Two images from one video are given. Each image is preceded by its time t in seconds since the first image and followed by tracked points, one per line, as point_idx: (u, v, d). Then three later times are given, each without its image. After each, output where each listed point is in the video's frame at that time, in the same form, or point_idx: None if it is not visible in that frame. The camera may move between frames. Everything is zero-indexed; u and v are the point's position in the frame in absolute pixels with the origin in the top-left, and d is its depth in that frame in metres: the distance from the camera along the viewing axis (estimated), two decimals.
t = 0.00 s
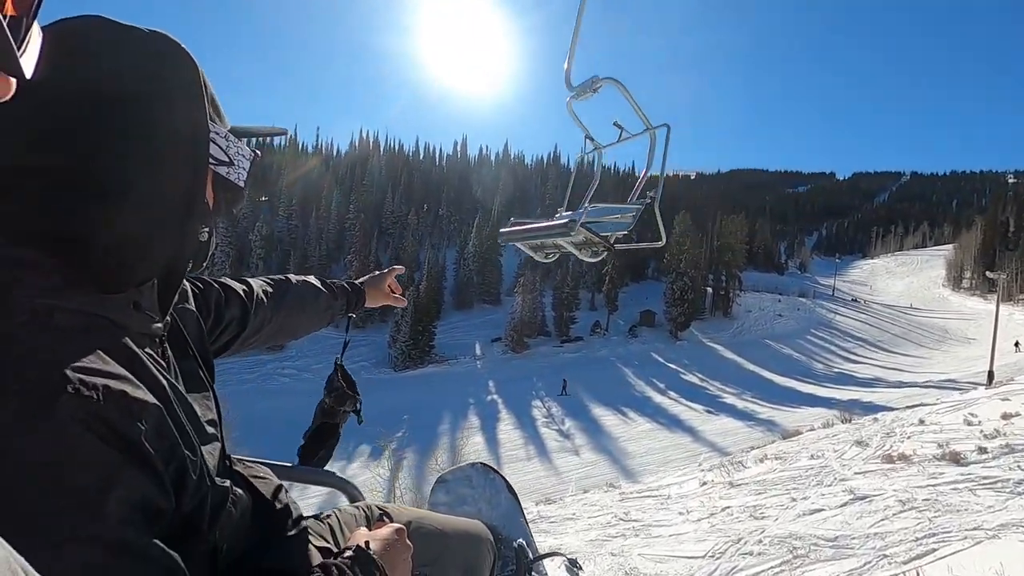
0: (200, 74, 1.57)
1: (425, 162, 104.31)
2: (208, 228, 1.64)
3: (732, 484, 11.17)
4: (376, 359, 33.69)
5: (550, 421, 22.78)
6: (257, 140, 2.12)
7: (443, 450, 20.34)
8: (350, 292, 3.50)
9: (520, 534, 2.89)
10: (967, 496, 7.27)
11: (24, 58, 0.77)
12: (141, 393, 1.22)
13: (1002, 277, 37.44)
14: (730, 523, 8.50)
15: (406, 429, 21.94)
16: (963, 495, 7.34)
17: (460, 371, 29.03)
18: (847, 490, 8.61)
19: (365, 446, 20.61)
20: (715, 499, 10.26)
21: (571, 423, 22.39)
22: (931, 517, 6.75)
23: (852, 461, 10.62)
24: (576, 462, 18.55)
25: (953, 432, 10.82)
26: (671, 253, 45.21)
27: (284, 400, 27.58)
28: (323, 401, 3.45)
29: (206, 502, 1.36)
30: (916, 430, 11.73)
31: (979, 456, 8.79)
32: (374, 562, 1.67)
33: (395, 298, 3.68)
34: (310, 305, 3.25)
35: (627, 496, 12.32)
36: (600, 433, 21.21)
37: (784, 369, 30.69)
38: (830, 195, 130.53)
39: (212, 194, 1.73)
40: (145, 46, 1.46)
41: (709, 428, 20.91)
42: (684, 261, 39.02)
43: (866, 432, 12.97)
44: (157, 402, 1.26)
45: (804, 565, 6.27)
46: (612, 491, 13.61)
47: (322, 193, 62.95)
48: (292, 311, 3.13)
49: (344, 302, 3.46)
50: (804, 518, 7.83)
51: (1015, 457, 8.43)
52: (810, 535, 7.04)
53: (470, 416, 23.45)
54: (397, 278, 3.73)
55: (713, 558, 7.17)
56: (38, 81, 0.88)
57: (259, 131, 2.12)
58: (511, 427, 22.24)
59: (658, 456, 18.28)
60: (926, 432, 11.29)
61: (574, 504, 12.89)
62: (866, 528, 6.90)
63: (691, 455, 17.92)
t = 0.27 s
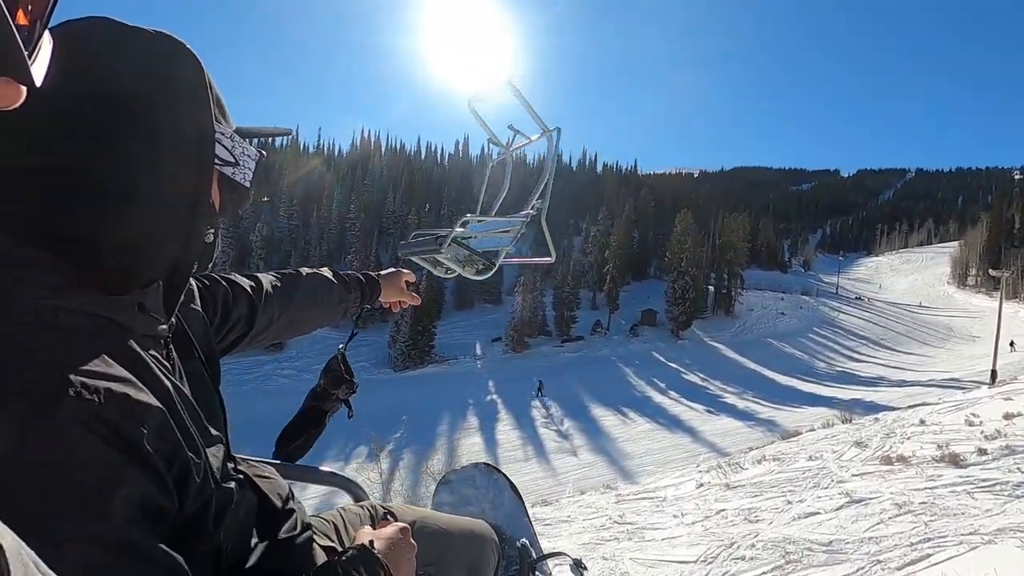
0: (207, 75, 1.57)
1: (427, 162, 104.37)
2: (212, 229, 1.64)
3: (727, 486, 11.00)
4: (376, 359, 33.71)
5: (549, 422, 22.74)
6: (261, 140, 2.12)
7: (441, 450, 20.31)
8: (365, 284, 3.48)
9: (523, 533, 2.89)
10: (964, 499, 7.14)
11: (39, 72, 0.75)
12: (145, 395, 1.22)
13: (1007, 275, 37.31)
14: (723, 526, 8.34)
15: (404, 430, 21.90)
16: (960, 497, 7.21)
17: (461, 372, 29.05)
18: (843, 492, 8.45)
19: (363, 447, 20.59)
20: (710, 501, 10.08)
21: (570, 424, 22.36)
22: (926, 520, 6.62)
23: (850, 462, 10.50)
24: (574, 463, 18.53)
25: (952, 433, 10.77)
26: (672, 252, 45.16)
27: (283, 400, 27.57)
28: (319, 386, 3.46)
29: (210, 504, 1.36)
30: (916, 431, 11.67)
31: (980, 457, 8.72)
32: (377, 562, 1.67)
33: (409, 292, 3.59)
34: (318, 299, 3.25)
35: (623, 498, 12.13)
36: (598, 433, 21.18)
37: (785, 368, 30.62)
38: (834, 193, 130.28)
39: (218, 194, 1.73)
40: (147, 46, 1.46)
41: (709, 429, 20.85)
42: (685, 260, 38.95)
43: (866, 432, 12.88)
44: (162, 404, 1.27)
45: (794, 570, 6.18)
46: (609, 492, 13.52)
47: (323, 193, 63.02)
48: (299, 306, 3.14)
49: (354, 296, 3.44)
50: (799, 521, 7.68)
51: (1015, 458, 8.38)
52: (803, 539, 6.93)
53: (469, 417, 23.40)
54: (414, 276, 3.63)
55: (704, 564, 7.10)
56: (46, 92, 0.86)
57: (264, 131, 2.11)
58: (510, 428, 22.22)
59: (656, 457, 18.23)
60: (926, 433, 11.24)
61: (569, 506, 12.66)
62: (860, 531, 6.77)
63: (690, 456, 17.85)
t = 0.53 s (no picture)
0: (214, 77, 1.58)
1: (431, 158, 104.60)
2: (221, 230, 1.65)
3: (727, 482, 10.83)
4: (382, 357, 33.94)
5: (552, 419, 22.78)
6: (267, 139, 2.13)
7: (444, 446, 20.41)
8: (373, 274, 3.49)
9: (535, 529, 2.89)
10: (969, 496, 7.13)
11: (54, 80, 0.75)
12: (156, 397, 1.23)
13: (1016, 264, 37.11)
14: (722, 523, 8.23)
15: (407, 428, 21.98)
16: (964, 494, 7.20)
17: (466, 368, 29.20)
18: (844, 490, 8.40)
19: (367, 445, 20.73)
20: (710, 499, 9.94)
21: (573, 419, 22.46)
22: (928, 518, 6.58)
23: (852, 458, 10.37)
24: (576, 460, 18.62)
25: (957, 426, 10.71)
26: (677, 245, 45.17)
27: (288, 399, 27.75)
28: (358, 384, 3.41)
29: (222, 504, 1.37)
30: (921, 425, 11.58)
31: (982, 453, 8.71)
32: (391, 560, 1.67)
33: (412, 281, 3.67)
34: (327, 293, 3.26)
35: (623, 495, 12.06)
36: (600, 429, 21.27)
37: (791, 360, 30.62)
38: (841, 183, 130.05)
39: (225, 195, 1.74)
40: (148, 46, 1.46)
41: (712, 423, 20.89)
42: (690, 253, 38.95)
43: (869, 426, 12.79)
44: (172, 405, 1.27)
45: (790, 569, 6.08)
46: (610, 489, 13.47)
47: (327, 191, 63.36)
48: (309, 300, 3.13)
49: (361, 287, 3.44)
50: (800, 518, 7.61)
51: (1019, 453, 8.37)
52: (803, 537, 6.86)
53: (472, 414, 23.46)
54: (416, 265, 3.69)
55: (699, 562, 6.87)
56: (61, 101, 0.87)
57: (268, 132, 2.12)
58: (512, 425, 22.30)
59: (659, 453, 18.28)
60: (931, 426, 11.18)
61: (569, 503, 12.71)
62: (861, 529, 6.73)
63: (693, 452, 17.82)
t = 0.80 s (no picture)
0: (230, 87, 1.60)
1: (437, 158, 104.86)
2: (235, 238, 1.66)
3: (728, 485, 10.34)
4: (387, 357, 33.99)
5: (555, 419, 22.73)
6: (277, 149, 2.15)
7: (446, 447, 20.35)
8: (378, 280, 3.53)
9: (546, 531, 2.91)
10: (972, 499, 6.40)
11: (75, 98, 0.77)
12: (173, 401, 1.24)
13: None
14: (720, 527, 7.63)
15: (409, 428, 21.99)
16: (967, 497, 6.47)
17: (470, 368, 29.21)
18: (844, 492, 7.71)
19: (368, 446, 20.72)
20: (709, 501, 9.38)
21: (576, 420, 22.40)
22: (928, 522, 5.91)
23: (856, 459, 9.93)
24: (578, 461, 18.56)
25: (964, 427, 10.34)
26: (682, 243, 45.07)
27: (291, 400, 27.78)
28: (379, 389, 3.40)
29: (237, 508, 1.38)
30: (928, 425, 11.36)
31: (990, 455, 8.07)
32: (405, 562, 1.69)
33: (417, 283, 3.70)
34: (335, 297, 3.29)
35: (623, 498, 11.77)
36: (603, 430, 21.19)
37: (797, 359, 30.45)
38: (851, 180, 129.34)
39: (240, 203, 1.76)
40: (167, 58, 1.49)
41: (716, 423, 20.76)
42: (695, 251, 38.83)
43: (874, 427, 12.63)
44: (188, 410, 1.29)
45: None
46: (610, 491, 13.32)
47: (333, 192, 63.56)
48: (319, 306, 3.16)
49: (369, 292, 3.47)
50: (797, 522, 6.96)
51: None
52: (798, 542, 6.22)
53: (474, 415, 23.42)
54: (419, 271, 3.72)
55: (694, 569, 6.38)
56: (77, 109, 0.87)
57: (278, 141, 2.15)
58: (515, 425, 22.25)
59: (661, 454, 18.16)
60: (938, 427, 10.91)
61: (567, 505, 12.53)
62: (858, 534, 6.06)
63: (696, 453, 17.70)
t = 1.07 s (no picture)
0: (238, 95, 1.60)
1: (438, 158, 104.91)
2: (243, 242, 1.66)
3: (722, 489, 10.03)
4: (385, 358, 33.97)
5: (552, 421, 22.68)
6: (280, 153, 2.15)
7: (442, 448, 20.24)
8: (383, 280, 3.53)
9: (553, 534, 2.90)
10: (965, 506, 6.35)
11: (82, 110, 0.76)
12: (180, 409, 1.24)
13: None
14: (712, 533, 7.27)
15: (405, 430, 21.99)
16: (960, 504, 6.42)
17: (469, 369, 29.18)
18: (838, 498, 7.51)
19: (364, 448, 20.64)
20: (702, 506, 9.12)
21: (573, 422, 22.33)
22: (921, 530, 5.86)
23: (851, 463, 9.76)
24: (574, 463, 18.47)
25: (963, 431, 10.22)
26: (682, 244, 45.01)
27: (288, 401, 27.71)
28: (362, 388, 3.37)
29: (245, 514, 1.39)
30: (926, 429, 11.26)
31: (987, 460, 7.94)
32: (411, 567, 1.69)
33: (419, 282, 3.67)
34: (340, 298, 3.29)
35: (616, 502, 11.46)
36: (600, 432, 21.12)
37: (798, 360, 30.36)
38: (854, 179, 129.17)
39: (248, 208, 1.76)
40: (177, 64, 1.50)
41: (714, 425, 20.67)
42: (696, 251, 38.73)
43: (872, 430, 12.53)
44: (195, 418, 1.28)
45: None
46: (604, 494, 13.19)
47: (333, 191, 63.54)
48: (324, 307, 3.16)
49: (372, 292, 3.47)
50: (790, 529, 6.70)
51: None
52: (790, 549, 6.01)
53: (471, 416, 23.36)
54: (422, 271, 3.69)
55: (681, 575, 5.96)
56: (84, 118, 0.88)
57: (281, 146, 2.15)
58: (512, 427, 22.18)
59: (658, 456, 18.06)
60: (936, 431, 10.81)
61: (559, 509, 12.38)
62: (850, 541, 5.97)
63: (693, 455, 17.59)
